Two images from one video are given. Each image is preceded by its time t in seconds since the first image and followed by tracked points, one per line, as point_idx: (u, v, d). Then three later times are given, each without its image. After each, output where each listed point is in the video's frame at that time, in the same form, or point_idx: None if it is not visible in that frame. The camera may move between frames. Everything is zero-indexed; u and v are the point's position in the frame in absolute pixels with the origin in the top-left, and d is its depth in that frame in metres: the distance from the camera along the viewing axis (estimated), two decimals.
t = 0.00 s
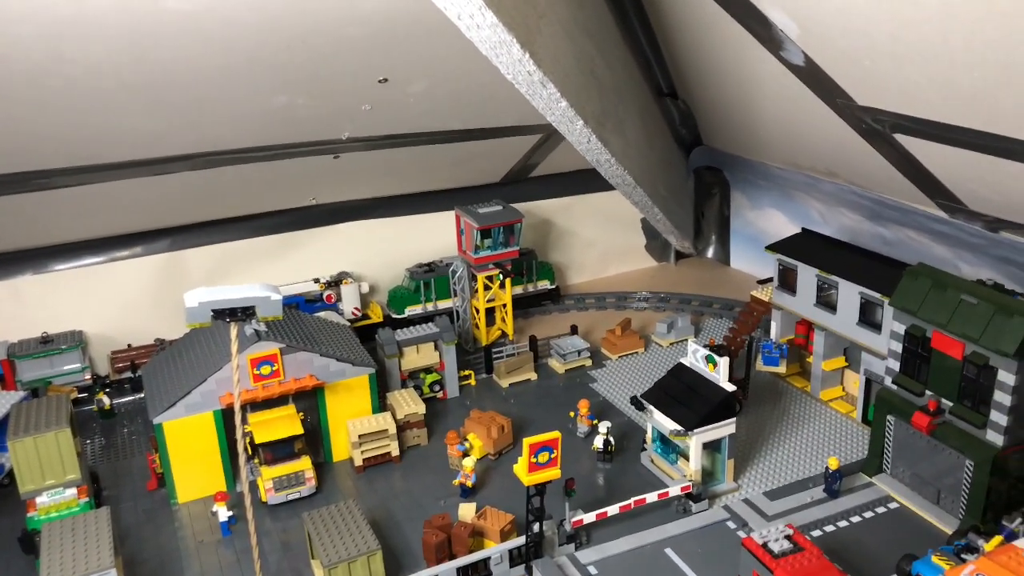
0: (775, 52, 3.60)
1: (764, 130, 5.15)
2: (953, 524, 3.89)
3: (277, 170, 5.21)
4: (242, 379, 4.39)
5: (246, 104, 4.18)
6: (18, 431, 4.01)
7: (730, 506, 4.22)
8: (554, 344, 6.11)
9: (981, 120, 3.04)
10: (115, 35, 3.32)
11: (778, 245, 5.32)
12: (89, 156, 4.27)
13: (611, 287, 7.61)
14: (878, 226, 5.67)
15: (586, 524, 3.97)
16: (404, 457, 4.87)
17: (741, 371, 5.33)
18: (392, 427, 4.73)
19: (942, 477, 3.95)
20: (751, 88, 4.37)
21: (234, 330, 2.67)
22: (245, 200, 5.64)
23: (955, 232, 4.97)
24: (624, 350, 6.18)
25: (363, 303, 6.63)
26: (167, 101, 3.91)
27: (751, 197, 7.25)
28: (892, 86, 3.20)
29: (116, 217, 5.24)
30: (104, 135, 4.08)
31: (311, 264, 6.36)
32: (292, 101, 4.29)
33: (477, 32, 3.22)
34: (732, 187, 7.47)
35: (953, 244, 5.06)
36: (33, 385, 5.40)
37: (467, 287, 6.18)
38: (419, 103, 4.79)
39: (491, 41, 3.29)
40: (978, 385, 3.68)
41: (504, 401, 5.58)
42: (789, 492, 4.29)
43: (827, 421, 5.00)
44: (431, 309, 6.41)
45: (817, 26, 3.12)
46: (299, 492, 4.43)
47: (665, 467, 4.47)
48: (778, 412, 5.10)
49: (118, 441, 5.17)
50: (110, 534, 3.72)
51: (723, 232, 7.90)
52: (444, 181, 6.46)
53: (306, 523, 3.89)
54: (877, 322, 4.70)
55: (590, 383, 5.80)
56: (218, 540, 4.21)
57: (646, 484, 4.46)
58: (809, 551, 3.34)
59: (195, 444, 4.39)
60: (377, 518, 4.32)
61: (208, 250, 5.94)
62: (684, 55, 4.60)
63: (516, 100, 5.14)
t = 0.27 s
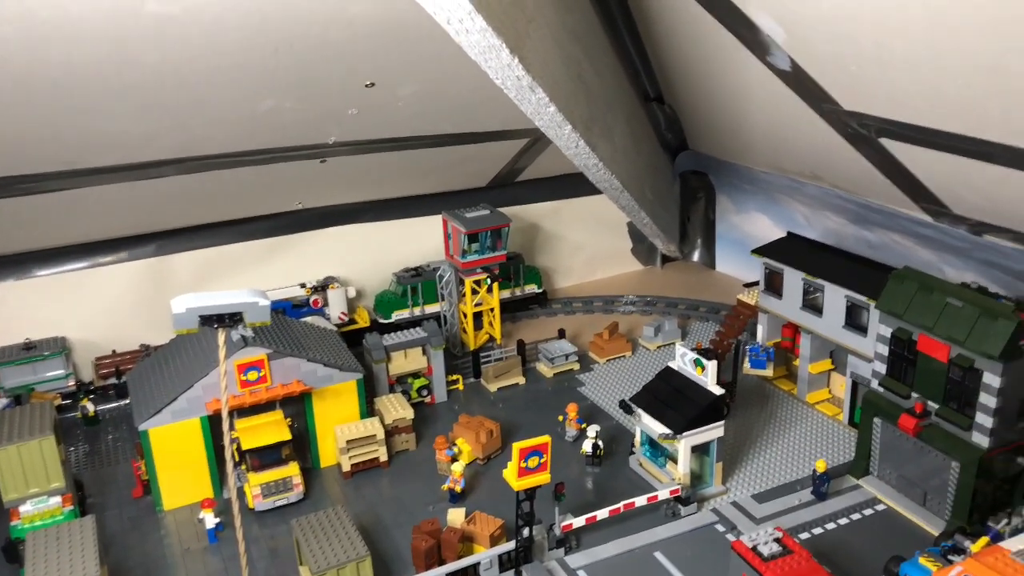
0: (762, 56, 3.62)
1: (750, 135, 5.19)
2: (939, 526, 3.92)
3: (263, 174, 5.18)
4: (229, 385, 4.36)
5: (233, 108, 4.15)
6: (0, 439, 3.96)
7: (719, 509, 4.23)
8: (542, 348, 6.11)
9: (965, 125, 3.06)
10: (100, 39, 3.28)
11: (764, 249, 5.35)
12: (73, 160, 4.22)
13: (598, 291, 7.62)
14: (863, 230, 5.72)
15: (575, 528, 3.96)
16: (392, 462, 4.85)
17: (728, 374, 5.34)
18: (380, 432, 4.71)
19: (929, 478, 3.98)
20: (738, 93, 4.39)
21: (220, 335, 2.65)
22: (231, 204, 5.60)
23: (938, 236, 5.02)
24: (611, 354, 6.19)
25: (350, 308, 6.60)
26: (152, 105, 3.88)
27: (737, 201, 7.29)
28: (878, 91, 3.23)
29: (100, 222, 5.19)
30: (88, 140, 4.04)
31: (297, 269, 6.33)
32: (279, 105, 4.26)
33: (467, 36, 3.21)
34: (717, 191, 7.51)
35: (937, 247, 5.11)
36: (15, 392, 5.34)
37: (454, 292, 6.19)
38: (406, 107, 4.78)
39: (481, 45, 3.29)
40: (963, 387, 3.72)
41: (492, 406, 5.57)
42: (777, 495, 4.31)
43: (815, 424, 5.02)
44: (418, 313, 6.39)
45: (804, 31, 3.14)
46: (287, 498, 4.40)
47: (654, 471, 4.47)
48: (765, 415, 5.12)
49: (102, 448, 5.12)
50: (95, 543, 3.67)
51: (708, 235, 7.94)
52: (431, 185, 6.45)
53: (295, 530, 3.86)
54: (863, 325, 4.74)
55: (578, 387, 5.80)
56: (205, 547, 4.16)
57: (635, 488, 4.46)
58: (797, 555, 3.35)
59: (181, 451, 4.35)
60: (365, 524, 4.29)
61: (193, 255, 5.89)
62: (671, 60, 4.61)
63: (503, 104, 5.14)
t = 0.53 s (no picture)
0: (747, 72, 3.67)
1: (734, 148, 5.24)
2: (924, 536, 3.96)
3: (248, 187, 5.15)
4: (214, 400, 4.32)
5: (218, 121, 4.13)
6: None
7: (706, 521, 4.25)
8: (527, 359, 6.12)
9: (946, 141, 3.12)
10: (85, 54, 3.26)
11: (747, 260, 5.40)
12: (56, 174, 4.18)
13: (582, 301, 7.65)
14: (843, 241, 5.79)
15: (564, 541, 3.98)
16: (379, 476, 4.83)
17: (713, 386, 5.38)
18: (367, 446, 4.69)
19: (912, 488, 4.03)
20: (722, 107, 4.44)
21: (209, 352, 2.63)
22: (215, 216, 5.57)
23: (917, 247, 5.10)
24: (596, 365, 6.21)
25: (334, 320, 6.58)
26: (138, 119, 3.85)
27: (719, 212, 7.35)
28: (861, 108, 3.28)
29: (82, 235, 5.14)
30: (72, 154, 4.01)
31: (281, 281, 6.30)
32: (265, 118, 4.25)
33: (459, 54, 3.23)
34: (699, 202, 7.57)
35: (917, 259, 5.18)
36: None
37: (439, 303, 6.16)
38: (392, 120, 4.78)
39: (472, 63, 3.31)
40: (946, 399, 3.76)
41: (478, 418, 5.56)
42: (763, 506, 4.34)
43: (799, 434, 5.07)
44: (403, 325, 6.38)
45: (789, 49, 3.18)
46: (273, 514, 4.38)
47: (641, 483, 4.48)
48: (749, 426, 5.16)
49: (83, 464, 5.05)
50: (80, 563, 3.62)
51: (691, 246, 8.00)
52: (416, 196, 6.45)
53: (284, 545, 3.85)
54: (846, 336, 4.80)
55: (564, 399, 5.81)
56: (190, 565, 4.11)
57: (622, 500, 4.47)
58: (785, 567, 3.38)
59: (166, 466, 4.30)
60: (352, 539, 4.26)
61: (176, 268, 5.85)
62: (655, 74, 4.66)
63: (489, 117, 5.16)
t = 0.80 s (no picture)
0: (734, 81, 3.69)
1: (718, 155, 5.26)
2: (910, 540, 3.99)
3: (231, 194, 5.10)
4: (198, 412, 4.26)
5: (202, 129, 4.08)
6: None
7: (694, 528, 4.25)
8: (513, 367, 6.10)
9: (931, 150, 3.15)
10: (67, 62, 3.21)
11: (731, 267, 5.43)
12: (35, 183, 4.11)
13: (566, 308, 7.65)
14: (826, 247, 5.84)
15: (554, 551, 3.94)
16: (365, 487, 4.78)
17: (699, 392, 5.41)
18: (353, 457, 4.64)
19: (897, 493, 4.06)
20: (707, 114, 4.46)
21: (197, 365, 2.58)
22: (197, 225, 5.50)
23: (898, 252, 5.14)
24: (582, 372, 6.21)
25: (317, 328, 6.52)
26: (120, 127, 3.80)
27: (702, 218, 7.38)
28: (848, 117, 3.30)
29: (61, 244, 5.05)
30: (52, 162, 3.94)
31: (264, 289, 6.24)
32: (249, 126, 4.21)
33: (450, 64, 3.21)
34: (681, 209, 7.61)
35: (899, 264, 5.23)
36: None
37: (424, 312, 6.15)
38: (377, 128, 4.75)
39: (463, 73, 3.29)
40: (932, 404, 3.79)
41: (464, 426, 5.53)
42: (751, 512, 4.35)
43: (784, 440, 5.09)
44: (387, 334, 6.34)
45: (777, 58, 3.20)
46: (260, 526, 4.33)
47: (629, 490, 4.48)
48: (735, 432, 5.17)
49: (62, 477, 4.96)
50: None
51: (673, 252, 8.03)
52: (400, 203, 6.41)
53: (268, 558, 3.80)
54: (831, 342, 4.83)
55: (550, 406, 5.80)
56: None
57: (611, 508, 4.46)
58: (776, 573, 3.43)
59: (149, 479, 4.23)
60: (339, 551, 4.21)
61: (157, 277, 5.77)
62: (641, 82, 4.67)
63: (474, 124, 5.15)
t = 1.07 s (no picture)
0: (724, 87, 3.68)
1: (706, 160, 5.27)
2: (900, 545, 4.00)
3: (214, 201, 5.03)
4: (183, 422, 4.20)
5: (186, 136, 4.01)
6: None
7: (686, 535, 4.24)
8: (500, 373, 6.07)
9: (921, 157, 3.16)
10: (50, 68, 3.14)
11: (718, 272, 5.45)
12: (15, 191, 4.02)
13: (552, 312, 7.63)
14: (811, 251, 5.87)
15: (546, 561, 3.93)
16: (353, 496, 4.73)
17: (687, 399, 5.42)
18: (341, 466, 4.59)
19: (886, 497, 4.07)
20: (696, 120, 4.46)
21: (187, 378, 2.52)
22: (180, 231, 5.43)
23: (886, 257, 5.17)
24: (569, 377, 6.19)
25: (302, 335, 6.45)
26: (103, 134, 3.73)
27: (687, 222, 7.40)
28: (838, 123, 3.31)
29: (41, 252, 4.96)
30: (33, 170, 3.86)
31: (248, 296, 6.17)
32: (235, 132, 4.15)
33: (445, 72, 3.19)
34: (666, 213, 7.63)
35: (884, 269, 5.27)
36: None
37: (411, 318, 6.02)
38: (364, 134, 4.71)
39: (457, 80, 3.27)
40: (921, 409, 3.82)
41: (452, 434, 5.49)
42: (742, 518, 4.34)
43: (773, 445, 5.09)
44: (373, 340, 6.29)
45: (769, 64, 3.20)
46: (247, 538, 4.25)
47: (620, 498, 4.46)
48: (723, 437, 5.18)
49: (43, 489, 4.86)
50: None
51: (658, 256, 8.04)
52: (385, 209, 6.37)
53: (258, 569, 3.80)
54: (819, 347, 4.84)
55: (538, 412, 5.77)
56: None
57: (601, 516, 4.43)
58: None
59: (133, 491, 4.16)
60: (328, 562, 4.16)
61: (139, 284, 5.68)
62: (629, 87, 4.66)
63: (461, 130, 5.12)
